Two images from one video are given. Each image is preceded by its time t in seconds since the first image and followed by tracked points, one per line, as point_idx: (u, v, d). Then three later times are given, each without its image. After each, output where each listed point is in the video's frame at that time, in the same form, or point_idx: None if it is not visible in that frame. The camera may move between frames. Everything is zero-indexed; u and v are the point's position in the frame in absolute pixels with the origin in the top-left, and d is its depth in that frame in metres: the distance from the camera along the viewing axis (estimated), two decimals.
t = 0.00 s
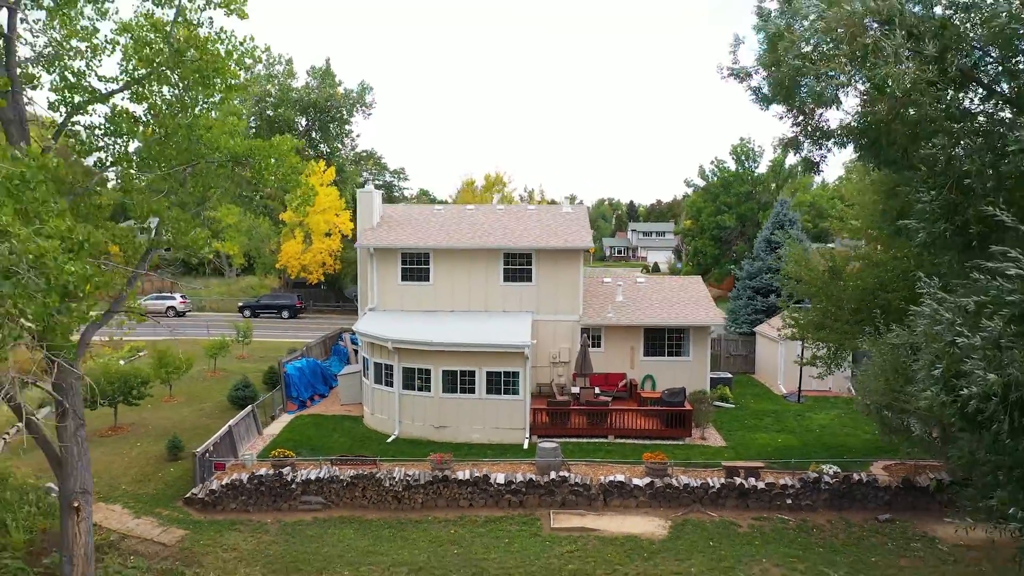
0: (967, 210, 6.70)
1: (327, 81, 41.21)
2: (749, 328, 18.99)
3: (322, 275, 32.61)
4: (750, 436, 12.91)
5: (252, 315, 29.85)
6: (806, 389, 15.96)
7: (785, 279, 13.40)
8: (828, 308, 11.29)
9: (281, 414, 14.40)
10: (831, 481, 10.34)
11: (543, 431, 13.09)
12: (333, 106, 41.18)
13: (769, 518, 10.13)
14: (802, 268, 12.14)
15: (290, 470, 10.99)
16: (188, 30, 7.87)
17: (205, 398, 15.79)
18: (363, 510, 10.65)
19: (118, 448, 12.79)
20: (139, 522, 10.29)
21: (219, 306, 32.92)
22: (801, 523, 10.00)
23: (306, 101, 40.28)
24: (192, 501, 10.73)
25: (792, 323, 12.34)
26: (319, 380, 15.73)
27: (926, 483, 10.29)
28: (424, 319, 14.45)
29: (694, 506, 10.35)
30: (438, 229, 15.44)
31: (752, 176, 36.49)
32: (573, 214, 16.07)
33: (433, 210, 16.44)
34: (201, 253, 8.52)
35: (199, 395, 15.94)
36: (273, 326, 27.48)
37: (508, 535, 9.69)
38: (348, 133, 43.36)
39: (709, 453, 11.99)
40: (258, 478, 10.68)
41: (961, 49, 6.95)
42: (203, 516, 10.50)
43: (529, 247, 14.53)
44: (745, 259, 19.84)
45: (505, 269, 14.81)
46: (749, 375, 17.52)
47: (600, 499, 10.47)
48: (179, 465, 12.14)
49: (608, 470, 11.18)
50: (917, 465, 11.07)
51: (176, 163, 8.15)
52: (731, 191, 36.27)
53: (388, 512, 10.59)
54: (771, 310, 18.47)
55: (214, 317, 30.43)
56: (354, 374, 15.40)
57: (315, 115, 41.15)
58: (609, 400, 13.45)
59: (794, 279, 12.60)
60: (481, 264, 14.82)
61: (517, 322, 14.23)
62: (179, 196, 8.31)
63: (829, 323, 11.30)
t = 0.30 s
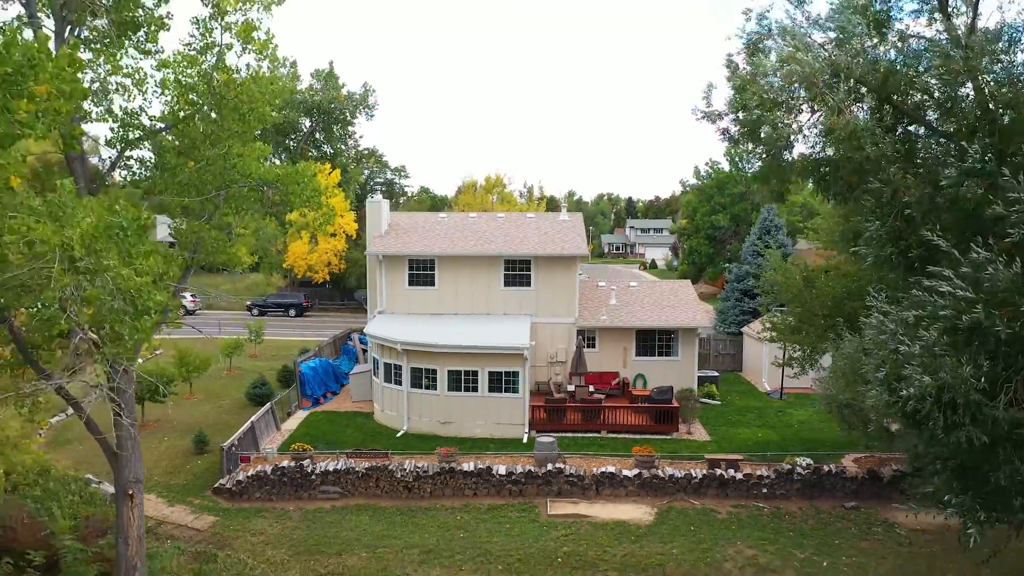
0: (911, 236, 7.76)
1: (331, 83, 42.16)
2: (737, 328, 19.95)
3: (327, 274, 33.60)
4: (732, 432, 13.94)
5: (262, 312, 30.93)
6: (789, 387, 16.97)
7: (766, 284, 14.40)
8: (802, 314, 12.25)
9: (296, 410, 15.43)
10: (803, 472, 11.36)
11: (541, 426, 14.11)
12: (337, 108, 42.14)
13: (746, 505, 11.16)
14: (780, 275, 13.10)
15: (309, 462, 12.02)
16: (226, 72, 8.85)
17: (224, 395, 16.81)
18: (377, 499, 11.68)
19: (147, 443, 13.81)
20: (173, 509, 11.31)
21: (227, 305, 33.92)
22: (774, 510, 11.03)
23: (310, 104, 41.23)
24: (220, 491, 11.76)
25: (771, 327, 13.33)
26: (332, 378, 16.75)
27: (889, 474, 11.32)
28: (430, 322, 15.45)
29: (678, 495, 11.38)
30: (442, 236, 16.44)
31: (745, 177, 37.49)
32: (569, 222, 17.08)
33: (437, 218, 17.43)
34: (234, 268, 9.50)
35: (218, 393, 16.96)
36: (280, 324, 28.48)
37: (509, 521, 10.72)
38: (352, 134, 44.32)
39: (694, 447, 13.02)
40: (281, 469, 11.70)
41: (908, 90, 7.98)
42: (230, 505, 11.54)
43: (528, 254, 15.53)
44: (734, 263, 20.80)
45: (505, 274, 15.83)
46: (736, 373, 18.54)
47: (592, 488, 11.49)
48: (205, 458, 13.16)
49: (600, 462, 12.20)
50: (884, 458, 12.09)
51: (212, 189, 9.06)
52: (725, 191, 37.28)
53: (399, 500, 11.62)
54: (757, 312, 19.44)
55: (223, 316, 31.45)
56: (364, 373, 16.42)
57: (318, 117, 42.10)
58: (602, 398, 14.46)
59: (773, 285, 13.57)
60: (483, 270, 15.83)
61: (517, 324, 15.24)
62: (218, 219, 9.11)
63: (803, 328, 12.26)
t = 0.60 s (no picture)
0: (852, 259, 9.09)
1: (336, 87, 43.46)
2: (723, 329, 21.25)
3: (334, 273, 34.94)
4: (713, 425, 15.32)
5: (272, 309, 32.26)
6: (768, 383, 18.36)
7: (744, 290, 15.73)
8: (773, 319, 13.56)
9: (314, 405, 16.80)
10: (772, 461, 12.73)
11: (538, 420, 15.49)
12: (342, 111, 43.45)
13: (720, 491, 12.54)
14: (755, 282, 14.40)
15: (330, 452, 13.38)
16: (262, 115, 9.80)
17: (246, 391, 18.18)
18: (391, 485, 13.05)
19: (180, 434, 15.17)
20: (210, 494, 12.68)
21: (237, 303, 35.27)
22: (745, 494, 12.41)
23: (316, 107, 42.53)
24: (250, 478, 13.12)
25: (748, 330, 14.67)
26: (346, 375, 18.13)
27: (848, 463, 12.70)
28: (436, 324, 16.81)
29: (660, 481, 12.76)
30: (447, 244, 17.78)
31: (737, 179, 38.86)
32: (565, 230, 18.42)
33: (442, 227, 18.78)
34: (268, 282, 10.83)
35: (240, 389, 18.32)
36: (290, 322, 29.85)
37: (509, 504, 12.11)
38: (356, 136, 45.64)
39: (676, 439, 14.40)
40: (305, 458, 13.07)
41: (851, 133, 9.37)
42: (260, 490, 12.91)
43: (527, 261, 16.88)
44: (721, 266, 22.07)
45: (505, 280, 17.18)
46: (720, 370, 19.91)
47: (584, 475, 12.86)
48: (234, 448, 14.54)
49: (591, 452, 13.57)
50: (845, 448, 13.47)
51: (249, 214, 10.15)
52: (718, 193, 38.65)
53: (411, 486, 12.99)
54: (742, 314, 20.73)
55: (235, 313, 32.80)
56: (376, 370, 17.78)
57: (324, 119, 43.40)
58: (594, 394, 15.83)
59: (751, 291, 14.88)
60: (485, 276, 17.18)
61: (516, 326, 16.60)
62: (254, 240, 10.19)
63: (774, 331, 13.59)
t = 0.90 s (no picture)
0: (799, 278, 10.74)
1: (344, 90, 45.05)
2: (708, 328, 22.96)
3: (343, 272, 36.60)
4: (694, 417, 17.02)
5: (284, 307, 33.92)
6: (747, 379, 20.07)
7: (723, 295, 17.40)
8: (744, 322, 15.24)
9: (333, 400, 18.49)
10: (743, 450, 14.41)
11: (536, 413, 17.18)
12: (349, 114, 45.03)
13: (696, 476, 14.24)
14: (731, 289, 16.06)
15: (351, 442, 15.08)
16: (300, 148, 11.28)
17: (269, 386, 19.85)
18: (405, 471, 14.75)
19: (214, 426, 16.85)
20: (247, 478, 14.38)
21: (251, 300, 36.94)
22: (718, 479, 14.11)
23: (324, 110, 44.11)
24: (280, 465, 14.81)
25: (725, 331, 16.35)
26: (361, 372, 19.81)
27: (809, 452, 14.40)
28: (443, 326, 18.47)
29: (643, 467, 14.45)
30: (453, 253, 19.43)
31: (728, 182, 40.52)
32: (562, 239, 20.09)
33: (449, 235, 20.44)
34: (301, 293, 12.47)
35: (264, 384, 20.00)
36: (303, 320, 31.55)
37: (510, 487, 13.82)
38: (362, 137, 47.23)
39: (660, 430, 16.09)
40: (329, 447, 14.76)
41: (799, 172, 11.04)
42: (290, 475, 14.60)
43: (526, 269, 18.56)
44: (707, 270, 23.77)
45: (507, 285, 18.85)
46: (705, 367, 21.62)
47: (576, 462, 14.56)
48: (264, 438, 16.22)
49: (583, 442, 15.26)
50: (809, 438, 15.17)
51: (286, 237, 11.72)
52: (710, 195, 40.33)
53: (423, 472, 14.70)
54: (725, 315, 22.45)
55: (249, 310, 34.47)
56: (389, 367, 19.47)
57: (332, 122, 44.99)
58: (587, 390, 17.51)
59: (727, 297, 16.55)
60: (488, 282, 18.85)
61: (516, 328, 18.27)
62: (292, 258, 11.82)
63: (744, 334, 15.28)
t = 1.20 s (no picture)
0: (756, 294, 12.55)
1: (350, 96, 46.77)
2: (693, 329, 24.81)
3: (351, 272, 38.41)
4: (675, 412, 18.87)
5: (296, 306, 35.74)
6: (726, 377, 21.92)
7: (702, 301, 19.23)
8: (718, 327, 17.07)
9: (349, 395, 20.33)
10: (716, 441, 16.25)
11: (533, 408, 19.02)
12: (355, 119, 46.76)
13: (674, 464, 16.09)
14: (707, 297, 17.87)
15: (367, 433, 16.94)
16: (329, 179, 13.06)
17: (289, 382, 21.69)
18: (416, 459, 16.62)
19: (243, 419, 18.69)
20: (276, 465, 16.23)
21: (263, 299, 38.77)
22: (693, 467, 15.96)
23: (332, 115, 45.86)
24: (305, 454, 16.65)
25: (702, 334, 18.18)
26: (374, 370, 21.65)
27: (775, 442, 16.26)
28: (449, 329, 20.30)
29: (628, 456, 16.31)
30: (458, 261, 21.24)
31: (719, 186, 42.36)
32: (557, 248, 21.91)
33: (453, 244, 22.24)
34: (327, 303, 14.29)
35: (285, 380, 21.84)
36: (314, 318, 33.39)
37: (509, 474, 15.68)
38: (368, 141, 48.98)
39: (644, 423, 17.94)
40: (349, 438, 16.61)
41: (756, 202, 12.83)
42: (313, 463, 16.44)
43: (525, 277, 20.38)
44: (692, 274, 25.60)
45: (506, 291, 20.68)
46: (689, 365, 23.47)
47: (568, 451, 16.41)
48: (288, 430, 18.05)
49: (575, 434, 17.11)
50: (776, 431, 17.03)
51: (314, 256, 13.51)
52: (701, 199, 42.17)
53: (432, 460, 16.56)
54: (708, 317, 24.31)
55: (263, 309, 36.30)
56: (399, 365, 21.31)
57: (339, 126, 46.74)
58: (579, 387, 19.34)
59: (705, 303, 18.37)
60: (489, 288, 20.66)
61: (515, 331, 20.09)
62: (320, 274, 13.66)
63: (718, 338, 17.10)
